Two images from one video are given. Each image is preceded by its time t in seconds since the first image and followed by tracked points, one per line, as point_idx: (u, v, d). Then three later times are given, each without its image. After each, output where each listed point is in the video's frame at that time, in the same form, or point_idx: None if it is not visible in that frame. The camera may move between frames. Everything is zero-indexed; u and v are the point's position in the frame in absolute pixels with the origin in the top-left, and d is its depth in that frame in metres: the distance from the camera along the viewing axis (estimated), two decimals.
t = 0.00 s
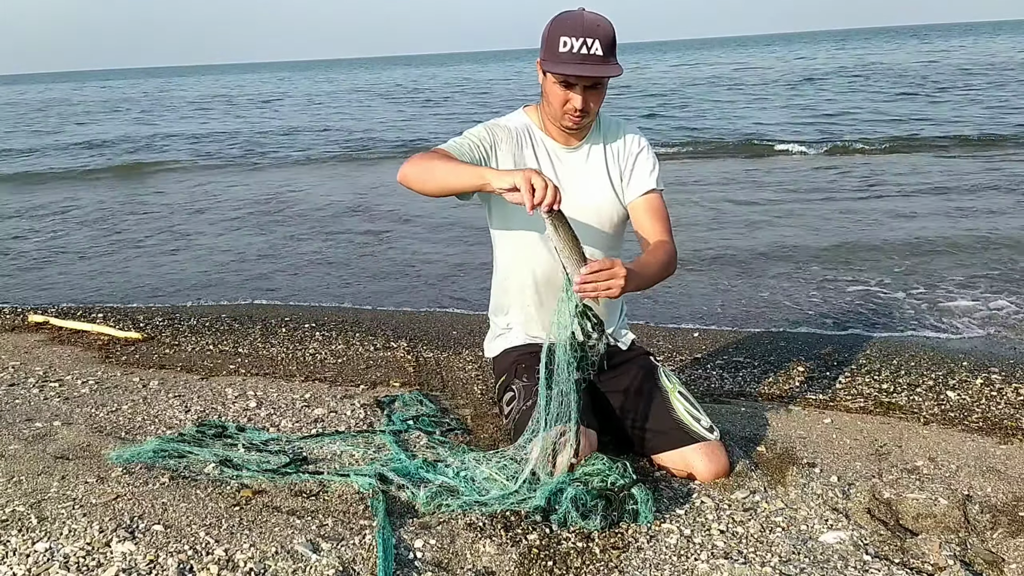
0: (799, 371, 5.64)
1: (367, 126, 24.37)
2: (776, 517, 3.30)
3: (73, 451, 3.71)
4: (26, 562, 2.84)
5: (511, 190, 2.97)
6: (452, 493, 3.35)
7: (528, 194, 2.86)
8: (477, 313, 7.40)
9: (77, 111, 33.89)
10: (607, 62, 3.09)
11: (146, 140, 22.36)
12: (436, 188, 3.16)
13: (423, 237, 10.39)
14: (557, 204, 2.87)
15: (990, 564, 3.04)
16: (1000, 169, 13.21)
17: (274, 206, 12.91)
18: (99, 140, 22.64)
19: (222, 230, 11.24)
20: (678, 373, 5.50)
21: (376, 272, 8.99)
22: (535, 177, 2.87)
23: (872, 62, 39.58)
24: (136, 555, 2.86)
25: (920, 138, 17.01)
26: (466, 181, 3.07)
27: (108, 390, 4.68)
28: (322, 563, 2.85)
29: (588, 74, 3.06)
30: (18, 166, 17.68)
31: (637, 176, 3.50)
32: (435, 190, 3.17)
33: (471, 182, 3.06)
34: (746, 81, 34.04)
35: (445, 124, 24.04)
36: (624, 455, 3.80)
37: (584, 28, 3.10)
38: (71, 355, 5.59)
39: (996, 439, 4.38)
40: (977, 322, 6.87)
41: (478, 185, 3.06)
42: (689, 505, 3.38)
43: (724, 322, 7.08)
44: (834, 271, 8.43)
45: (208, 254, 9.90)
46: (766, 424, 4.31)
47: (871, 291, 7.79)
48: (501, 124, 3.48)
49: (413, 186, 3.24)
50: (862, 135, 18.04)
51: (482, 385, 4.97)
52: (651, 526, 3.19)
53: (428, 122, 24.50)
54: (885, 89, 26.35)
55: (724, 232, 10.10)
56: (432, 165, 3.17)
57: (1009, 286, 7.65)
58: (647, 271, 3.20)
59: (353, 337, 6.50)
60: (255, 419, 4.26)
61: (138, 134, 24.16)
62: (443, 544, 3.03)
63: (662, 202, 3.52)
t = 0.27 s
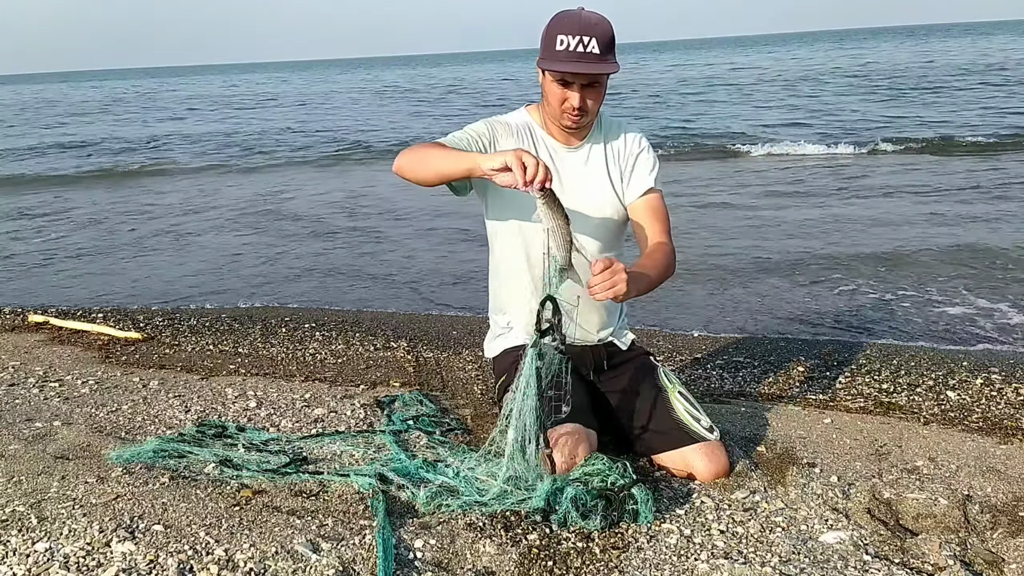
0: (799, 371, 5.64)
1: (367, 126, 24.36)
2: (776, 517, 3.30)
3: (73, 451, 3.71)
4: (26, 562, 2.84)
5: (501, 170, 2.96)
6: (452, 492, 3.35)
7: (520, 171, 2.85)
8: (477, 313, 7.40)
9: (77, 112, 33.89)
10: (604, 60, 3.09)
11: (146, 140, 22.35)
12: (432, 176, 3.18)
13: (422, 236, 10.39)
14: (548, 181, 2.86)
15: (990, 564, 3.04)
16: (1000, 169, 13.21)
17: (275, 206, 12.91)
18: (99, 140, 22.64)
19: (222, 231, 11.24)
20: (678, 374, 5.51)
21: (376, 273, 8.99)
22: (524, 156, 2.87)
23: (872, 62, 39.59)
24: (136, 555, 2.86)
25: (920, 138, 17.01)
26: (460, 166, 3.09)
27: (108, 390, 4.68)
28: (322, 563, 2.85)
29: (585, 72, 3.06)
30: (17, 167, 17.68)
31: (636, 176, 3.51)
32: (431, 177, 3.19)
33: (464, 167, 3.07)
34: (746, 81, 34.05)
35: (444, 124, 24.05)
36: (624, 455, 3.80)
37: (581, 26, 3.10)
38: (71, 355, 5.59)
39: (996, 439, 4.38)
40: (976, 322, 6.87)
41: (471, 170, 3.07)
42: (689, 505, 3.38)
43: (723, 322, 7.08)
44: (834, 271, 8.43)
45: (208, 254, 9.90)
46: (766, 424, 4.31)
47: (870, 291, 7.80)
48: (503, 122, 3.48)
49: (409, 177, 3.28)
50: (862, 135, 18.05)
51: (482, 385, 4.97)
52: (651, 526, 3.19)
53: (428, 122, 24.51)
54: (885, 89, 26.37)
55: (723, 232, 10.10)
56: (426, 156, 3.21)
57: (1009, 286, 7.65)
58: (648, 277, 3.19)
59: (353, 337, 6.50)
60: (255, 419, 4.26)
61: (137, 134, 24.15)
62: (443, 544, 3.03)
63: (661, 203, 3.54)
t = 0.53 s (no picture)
0: (799, 371, 5.64)
1: (366, 126, 24.36)
2: (776, 517, 3.30)
3: (73, 451, 3.71)
4: (26, 562, 2.84)
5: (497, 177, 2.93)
6: (452, 493, 3.35)
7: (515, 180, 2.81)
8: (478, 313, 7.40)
9: (77, 112, 33.89)
10: (603, 58, 3.08)
11: (146, 140, 22.35)
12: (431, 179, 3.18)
13: (423, 237, 10.39)
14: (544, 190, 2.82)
15: (990, 564, 3.04)
16: (1000, 169, 13.22)
17: (275, 207, 12.92)
18: (98, 140, 22.63)
19: (222, 231, 11.24)
20: (678, 373, 5.51)
21: (376, 273, 9.00)
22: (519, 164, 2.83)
23: (872, 62, 39.59)
24: (137, 555, 2.86)
25: (920, 138, 17.01)
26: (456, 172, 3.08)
27: (108, 390, 4.68)
28: (322, 563, 2.85)
29: (584, 70, 3.06)
30: (18, 168, 17.69)
31: (637, 175, 3.50)
32: (430, 180, 3.19)
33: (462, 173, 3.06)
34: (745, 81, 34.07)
35: (445, 124, 24.05)
36: (624, 455, 3.80)
37: (580, 24, 3.10)
38: (71, 355, 5.59)
39: (996, 439, 4.39)
40: (977, 322, 6.87)
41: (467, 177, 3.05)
42: (689, 505, 3.38)
43: (723, 322, 7.08)
44: (834, 271, 8.43)
45: (208, 255, 9.90)
46: (766, 424, 4.31)
47: (870, 291, 7.79)
48: (503, 123, 3.48)
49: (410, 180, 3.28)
50: (862, 135, 18.06)
51: (482, 385, 4.97)
52: (651, 526, 3.19)
53: (428, 122, 24.51)
54: (884, 89, 26.37)
55: (724, 232, 10.10)
56: (427, 159, 3.20)
57: (1009, 286, 7.64)
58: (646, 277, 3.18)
59: (353, 337, 6.50)
60: (255, 419, 4.26)
61: (137, 134, 24.14)
62: (443, 544, 3.03)
63: (662, 203, 3.53)
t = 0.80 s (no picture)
0: (799, 371, 5.64)
1: (366, 126, 24.35)
2: (776, 517, 3.30)
3: (73, 451, 3.71)
4: (26, 562, 2.84)
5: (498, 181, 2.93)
6: (452, 493, 3.35)
7: (512, 183, 2.81)
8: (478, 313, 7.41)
9: (77, 112, 33.89)
10: (601, 58, 3.08)
11: (146, 140, 22.34)
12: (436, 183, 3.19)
13: (423, 237, 10.40)
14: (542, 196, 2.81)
15: (990, 564, 3.04)
16: (1000, 169, 13.21)
17: (275, 207, 12.92)
18: (98, 141, 22.63)
19: (222, 231, 11.24)
20: (678, 373, 5.51)
21: (376, 273, 9.00)
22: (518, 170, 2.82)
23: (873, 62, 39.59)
24: (136, 555, 2.86)
25: (920, 138, 17.00)
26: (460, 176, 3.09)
27: (108, 390, 4.68)
28: (322, 563, 2.85)
29: (582, 70, 3.07)
30: (18, 168, 17.69)
31: (637, 174, 3.50)
32: (435, 185, 3.21)
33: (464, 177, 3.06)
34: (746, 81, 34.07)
35: (445, 124, 24.06)
36: (624, 455, 3.79)
37: (578, 24, 3.11)
38: (71, 355, 5.59)
39: (996, 439, 4.39)
40: (977, 322, 6.87)
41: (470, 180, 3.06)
42: (689, 504, 3.38)
43: (723, 322, 7.08)
44: (833, 271, 8.43)
45: (208, 255, 9.90)
46: (766, 424, 4.31)
47: (870, 291, 7.79)
48: (503, 123, 3.48)
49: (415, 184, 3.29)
50: (863, 135, 18.06)
51: (482, 385, 4.97)
52: (651, 526, 3.19)
53: (428, 122, 24.52)
54: (885, 89, 26.37)
55: (723, 232, 10.10)
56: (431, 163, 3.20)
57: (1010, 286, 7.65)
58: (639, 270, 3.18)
59: (353, 337, 6.50)
60: (255, 419, 4.26)
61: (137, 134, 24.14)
62: (443, 544, 3.03)
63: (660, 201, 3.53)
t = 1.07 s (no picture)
0: (799, 371, 5.64)
1: (366, 126, 24.35)
2: (776, 517, 3.30)
3: (72, 451, 3.71)
4: (26, 562, 2.84)
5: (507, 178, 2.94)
6: (452, 493, 3.35)
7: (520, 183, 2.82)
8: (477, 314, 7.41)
9: (77, 112, 33.89)
10: (599, 55, 3.08)
11: (146, 140, 22.34)
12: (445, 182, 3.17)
13: (423, 237, 10.40)
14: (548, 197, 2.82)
15: (990, 564, 3.04)
16: (1000, 169, 13.20)
17: (275, 207, 12.92)
18: (98, 141, 22.64)
19: (222, 232, 11.24)
20: (678, 373, 5.50)
21: (376, 273, 9.00)
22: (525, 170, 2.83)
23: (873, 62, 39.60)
24: (136, 555, 2.86)
25: (920, 138, 16.99)
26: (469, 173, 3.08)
27: (108, 390, 4.68)
28: (322, 563, 2.85)
29: (579, 68, 3.07)
30: (18, 168, 17.69)
31: (635, 175, 3.50)
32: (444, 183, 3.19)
33: (472, 172, 3.06)
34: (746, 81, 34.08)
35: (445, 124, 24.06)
36: (624, 455, 3.80)
37: (575, 23, 3.11)
38: (71, 355, 5.59)
39: (996, 439, 4.38)
40: (976, 322, 6.87)
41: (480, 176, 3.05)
42: (689, 505, 3.38)
43: (723, 322, 7.09)
44: (833, 271, 8.43)
45: (208, 255, 9.91)
46: (766, 424, 4.31)
47: (870, 291, 7.79)
48: (505, 122, 3.48)
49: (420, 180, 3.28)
50: (863, 135, 18.07)
51: (482, 385, 4.97)
52: (651, 526, 3.19)
53: (428, 122, 24.52)
54: (884, 89, 26.38)
55: (723, 232, 10.11)
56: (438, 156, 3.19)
57: (1009, 286, 7.65)
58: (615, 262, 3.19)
59: (353, 337, 6.50)
60: (254, 419, 4.26)
61: (136, 134, 24.13)
62: (443, 544, 3.03)
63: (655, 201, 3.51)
